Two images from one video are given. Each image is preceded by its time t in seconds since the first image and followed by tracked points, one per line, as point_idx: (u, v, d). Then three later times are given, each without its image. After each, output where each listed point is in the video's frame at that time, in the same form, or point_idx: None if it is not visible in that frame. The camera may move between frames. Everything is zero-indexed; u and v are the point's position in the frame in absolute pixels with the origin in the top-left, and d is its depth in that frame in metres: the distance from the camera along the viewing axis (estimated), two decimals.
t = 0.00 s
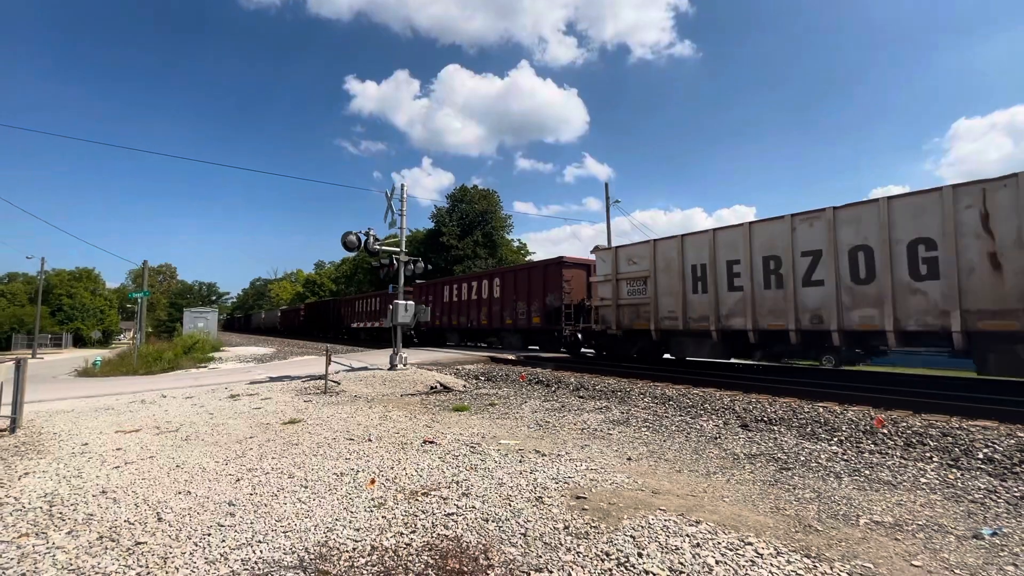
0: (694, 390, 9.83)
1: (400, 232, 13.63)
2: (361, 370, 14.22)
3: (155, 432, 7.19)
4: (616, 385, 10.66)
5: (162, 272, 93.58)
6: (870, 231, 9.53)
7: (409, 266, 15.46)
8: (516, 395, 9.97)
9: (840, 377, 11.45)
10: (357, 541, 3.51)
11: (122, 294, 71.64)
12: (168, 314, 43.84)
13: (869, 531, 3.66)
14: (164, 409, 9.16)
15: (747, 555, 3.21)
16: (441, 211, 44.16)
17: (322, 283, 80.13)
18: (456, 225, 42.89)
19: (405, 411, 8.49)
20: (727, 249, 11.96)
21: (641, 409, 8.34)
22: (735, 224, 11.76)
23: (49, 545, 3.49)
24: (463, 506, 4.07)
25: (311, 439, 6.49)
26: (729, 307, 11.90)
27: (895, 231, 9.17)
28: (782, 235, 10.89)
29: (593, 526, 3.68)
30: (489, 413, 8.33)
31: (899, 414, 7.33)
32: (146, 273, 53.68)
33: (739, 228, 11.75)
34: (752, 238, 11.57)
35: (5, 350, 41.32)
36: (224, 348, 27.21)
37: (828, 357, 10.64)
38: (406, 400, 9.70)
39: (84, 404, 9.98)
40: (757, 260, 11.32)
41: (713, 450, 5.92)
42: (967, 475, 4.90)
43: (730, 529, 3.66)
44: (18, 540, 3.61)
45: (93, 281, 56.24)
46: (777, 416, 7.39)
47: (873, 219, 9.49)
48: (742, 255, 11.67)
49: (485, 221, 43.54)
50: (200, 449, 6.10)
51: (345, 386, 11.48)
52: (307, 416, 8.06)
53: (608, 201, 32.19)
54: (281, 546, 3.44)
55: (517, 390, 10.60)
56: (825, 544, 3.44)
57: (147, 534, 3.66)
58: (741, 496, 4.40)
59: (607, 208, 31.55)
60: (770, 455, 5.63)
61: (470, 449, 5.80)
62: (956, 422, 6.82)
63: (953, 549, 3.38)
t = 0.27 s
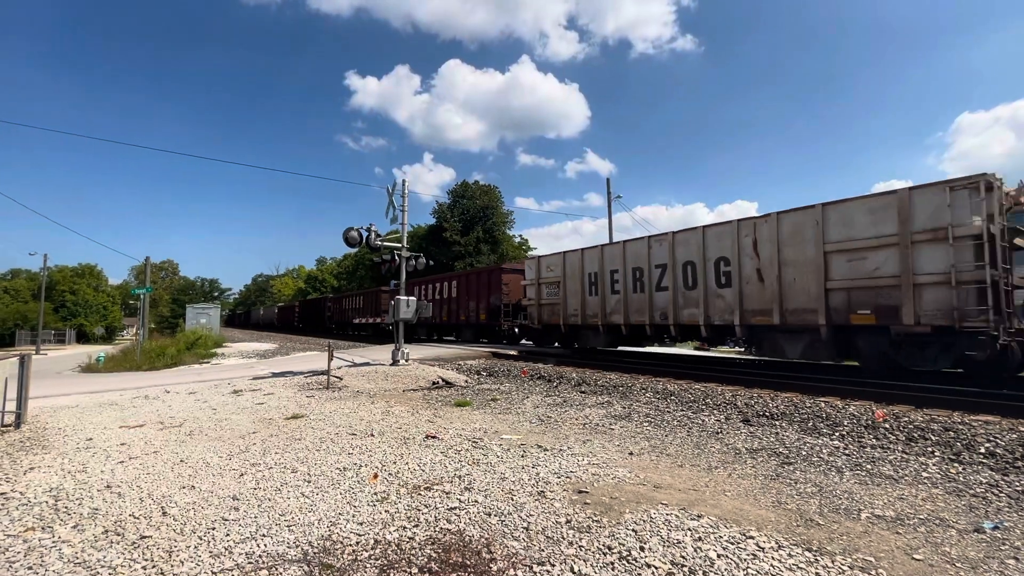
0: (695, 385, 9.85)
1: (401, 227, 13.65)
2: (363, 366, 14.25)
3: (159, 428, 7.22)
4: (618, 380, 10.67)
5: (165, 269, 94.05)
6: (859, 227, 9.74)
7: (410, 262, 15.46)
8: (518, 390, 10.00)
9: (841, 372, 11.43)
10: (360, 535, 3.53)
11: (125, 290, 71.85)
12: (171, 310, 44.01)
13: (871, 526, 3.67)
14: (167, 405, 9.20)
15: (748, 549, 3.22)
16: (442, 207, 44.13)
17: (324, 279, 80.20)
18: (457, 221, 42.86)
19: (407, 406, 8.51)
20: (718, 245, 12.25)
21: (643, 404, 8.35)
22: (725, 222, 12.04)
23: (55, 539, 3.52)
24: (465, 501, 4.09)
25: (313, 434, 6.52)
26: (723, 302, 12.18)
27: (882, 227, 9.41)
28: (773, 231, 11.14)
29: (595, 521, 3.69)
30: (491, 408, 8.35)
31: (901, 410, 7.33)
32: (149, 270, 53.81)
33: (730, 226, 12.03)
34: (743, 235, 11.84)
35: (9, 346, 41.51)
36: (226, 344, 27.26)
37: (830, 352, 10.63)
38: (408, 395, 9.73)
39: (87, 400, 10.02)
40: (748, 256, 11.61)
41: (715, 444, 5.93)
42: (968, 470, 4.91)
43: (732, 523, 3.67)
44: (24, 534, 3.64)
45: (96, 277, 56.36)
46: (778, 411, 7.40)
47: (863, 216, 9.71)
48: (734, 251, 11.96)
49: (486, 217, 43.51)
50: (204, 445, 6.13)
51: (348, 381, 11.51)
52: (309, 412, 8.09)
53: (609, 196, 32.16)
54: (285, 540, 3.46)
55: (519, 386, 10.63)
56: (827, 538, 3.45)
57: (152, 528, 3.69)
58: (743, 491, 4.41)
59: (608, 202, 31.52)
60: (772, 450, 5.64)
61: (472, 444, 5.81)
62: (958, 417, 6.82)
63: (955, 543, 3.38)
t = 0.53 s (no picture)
0: (698, 380, 9.88)
1: (403, 223, 13.65)
2: (366, 362, 14.29)
3: (164, 423, 7.26)
4: (621, 376, 10.70)
5: (168, 265, 94.32)
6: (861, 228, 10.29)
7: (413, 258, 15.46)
8: (521, 386, 10.02)
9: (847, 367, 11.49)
10: (365, 529, 3.56)
11: (128, 287, 72.15)
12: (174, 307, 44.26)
13: (874, 520, 3.68)
14: (171, 401, 9.25)
15: (751, 543, 3.24)
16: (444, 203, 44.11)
17: (327, 276, 80.34)
18: (459, 217, 42.82)
19: (410, 402, 8.54)
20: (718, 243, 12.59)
21: (645, 399, 8.36)
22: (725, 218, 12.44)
23: (63, 534, 3.55)
24: (469, 495, 4.11)
25: (317, 429, 6.55)
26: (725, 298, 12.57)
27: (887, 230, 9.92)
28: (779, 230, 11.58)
29: (598, 515, 3.71)
30: (494, 403, 8.36)
31: (905, 404, 7.33)
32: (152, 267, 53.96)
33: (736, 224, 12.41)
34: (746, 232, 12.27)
35: (14, 343, 41.76)
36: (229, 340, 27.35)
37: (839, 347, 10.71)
38: (411, 391, 9.76)
39: (92, 396, 10.08)
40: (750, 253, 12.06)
41: (718, 439, 5.93)
42: (972, 464, 4.90)
43: (735, 518, 3.68)
44: (32, 528, 3.67)
45: (99, 274, 56.46)
46: (781, 406, 7.40)
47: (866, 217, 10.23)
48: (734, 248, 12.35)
49: (488, 213, 43.46)
50: (208, 440, 6.16)
51: (351, 377, 11.55)
52: (313, 407, 8.12)
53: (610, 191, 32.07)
54: (289, 534, 3.49)
55: (521, 381, 10.65)
56: (830, 532, 3.46)
57: (158, 523, 3.71)
58: (746, 485, 4.42)
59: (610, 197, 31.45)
60: (775, 444, 5.65)
61: (475, 440, 5.83)
62: (962, 411, 6.82)
63: (959, 537, 3.39)
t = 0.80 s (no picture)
0: (701, 376, 9.90)
1: (406, 220, 13.66)
2: (369, 359, 14.33)
3: (169, 420, 7.30)
4: (624, 371, 10.72)
5: (172, 262, 94.60)
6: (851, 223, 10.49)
7: (415, 255, 15.46)
8: (523, 382, 10.03)
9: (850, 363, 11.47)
10: (369, 525, 3.57)
11: (132, 285, 72.42)
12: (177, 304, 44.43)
13: (877, 515, 3.68)
14: (176, 398, 9.29)
15: (755, 538, 3.24)
16: (447, 199, 44.10)
17: (329, 272, 80.51)
18: (461, 213, 42.81)
19: (413, 398, 8.56)
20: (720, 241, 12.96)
21: (648, 395, 8.36)
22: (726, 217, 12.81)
23: (70, 530, 3.57)
24: (472, 491, 4.13)
25: (321, 426, 6.57)
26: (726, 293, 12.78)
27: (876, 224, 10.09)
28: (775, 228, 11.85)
29: (602, 510, 3.72)
30: (496, 399, 8.37)
31: (908, 399, 7.33)
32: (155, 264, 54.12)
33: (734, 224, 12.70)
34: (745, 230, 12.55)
35: (19, 340, 41.99)
36: (232, 337, 27.44)
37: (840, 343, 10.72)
38: (414, 387, 9.79)
39: (97, 393, 10.13)
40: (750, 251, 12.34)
41: (721, 435, 5.94)
42: (976, 460, 4.89)
43: (739, 513, 3.68)
44: (39, 524, 3.70)
45: (103, 272, 56.65)
46: (784, 402, 7.40)
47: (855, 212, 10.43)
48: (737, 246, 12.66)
49: (490, 209, 43.44)
50: (213, 437, 6.19)
51: (354, 374, 11.58)
52: (317, 404, 8.15)
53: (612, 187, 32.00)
54: (294, 530, 3.51)
55: (524, 377, 10.67)
56: (833, 527, 3.46)
57: (164, 519, 3.74)
58: (749, 481, 4.42)
59: (612, 193, 31.38)
60: (778, 440, 5.65)
61: (478, 436, 5.85)
62: (965, 406, 6.81)
63: (963, 532, 3.39)
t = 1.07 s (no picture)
0: (704, 372, 9.90)
1: (408, 217, 13.66)
2: (372, 356, 14.35)
3: (173, 418, 7.33)
4: (627, 368, 10.71)
5: (174, 260, 94.86)
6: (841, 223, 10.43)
7: (417, 253, 15.48)
8: (526, 379, 10.04)
9: (851, 359, 11.45)
10: (373, 521, 3.59)
11: (135, 283, 72.68)
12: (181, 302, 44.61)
13: (881, 511, 3.67)
14: (180, 395, 9.33)
15: (758, 534, 3.24)
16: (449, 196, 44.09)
17: (332, 270, 80.66)
18: (463, 210, 42.80)
19: (416, 395, 8.59)
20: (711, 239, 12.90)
21: (650, 391, 8.36)
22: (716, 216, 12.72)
23: (77, 526, 3.60)
24: (475, 488, 4.14)
25: (325, 423, 6.60)
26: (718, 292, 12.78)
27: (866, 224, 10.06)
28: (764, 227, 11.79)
29: (605, 507, 3.72)
30: (499, 396, 8.39)
31: (912, 395, 7.30)
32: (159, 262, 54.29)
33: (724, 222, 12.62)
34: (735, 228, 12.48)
35: (24, 339, 42.21)
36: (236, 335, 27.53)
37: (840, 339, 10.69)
38: (417, 384, 9.81)
39: (102, 391, 10.18)
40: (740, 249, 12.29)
41: (724, 431, 5.93)
42: (980, 455, 4.88)
43: (742, 509, 3.68)
44: (46, 521, 3.73)
45: (106, 270, 56.83)
46: (787, 398, 7.39)
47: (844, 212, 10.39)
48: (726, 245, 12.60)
49: (492, 206, 43.41)
50: (217, 434, 6.22)
51: (357, 371, 11.61)
52: (320, 401, 8.18)
53: (614, 184, 31.96)
54: (299, 526, 3.52)
55: (527, 374, 10.68)
56: (837, 523, 3.46)
57: (170, 515, 3.76)
58: (752, 477, 4.42)
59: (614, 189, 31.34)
60: (781, 436, 5.64)
61: (481, 432, 5.86)
62: (969, 402, 6.79)
63: (966, 528, 3.38)
